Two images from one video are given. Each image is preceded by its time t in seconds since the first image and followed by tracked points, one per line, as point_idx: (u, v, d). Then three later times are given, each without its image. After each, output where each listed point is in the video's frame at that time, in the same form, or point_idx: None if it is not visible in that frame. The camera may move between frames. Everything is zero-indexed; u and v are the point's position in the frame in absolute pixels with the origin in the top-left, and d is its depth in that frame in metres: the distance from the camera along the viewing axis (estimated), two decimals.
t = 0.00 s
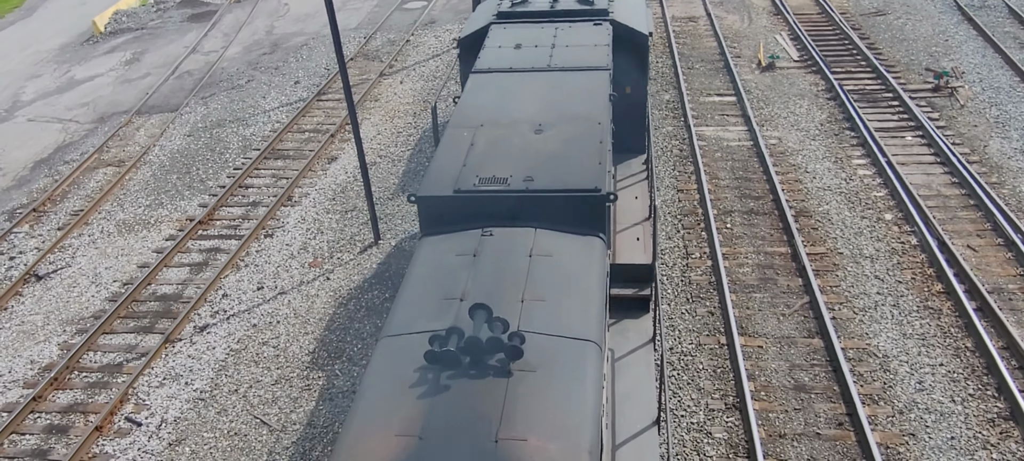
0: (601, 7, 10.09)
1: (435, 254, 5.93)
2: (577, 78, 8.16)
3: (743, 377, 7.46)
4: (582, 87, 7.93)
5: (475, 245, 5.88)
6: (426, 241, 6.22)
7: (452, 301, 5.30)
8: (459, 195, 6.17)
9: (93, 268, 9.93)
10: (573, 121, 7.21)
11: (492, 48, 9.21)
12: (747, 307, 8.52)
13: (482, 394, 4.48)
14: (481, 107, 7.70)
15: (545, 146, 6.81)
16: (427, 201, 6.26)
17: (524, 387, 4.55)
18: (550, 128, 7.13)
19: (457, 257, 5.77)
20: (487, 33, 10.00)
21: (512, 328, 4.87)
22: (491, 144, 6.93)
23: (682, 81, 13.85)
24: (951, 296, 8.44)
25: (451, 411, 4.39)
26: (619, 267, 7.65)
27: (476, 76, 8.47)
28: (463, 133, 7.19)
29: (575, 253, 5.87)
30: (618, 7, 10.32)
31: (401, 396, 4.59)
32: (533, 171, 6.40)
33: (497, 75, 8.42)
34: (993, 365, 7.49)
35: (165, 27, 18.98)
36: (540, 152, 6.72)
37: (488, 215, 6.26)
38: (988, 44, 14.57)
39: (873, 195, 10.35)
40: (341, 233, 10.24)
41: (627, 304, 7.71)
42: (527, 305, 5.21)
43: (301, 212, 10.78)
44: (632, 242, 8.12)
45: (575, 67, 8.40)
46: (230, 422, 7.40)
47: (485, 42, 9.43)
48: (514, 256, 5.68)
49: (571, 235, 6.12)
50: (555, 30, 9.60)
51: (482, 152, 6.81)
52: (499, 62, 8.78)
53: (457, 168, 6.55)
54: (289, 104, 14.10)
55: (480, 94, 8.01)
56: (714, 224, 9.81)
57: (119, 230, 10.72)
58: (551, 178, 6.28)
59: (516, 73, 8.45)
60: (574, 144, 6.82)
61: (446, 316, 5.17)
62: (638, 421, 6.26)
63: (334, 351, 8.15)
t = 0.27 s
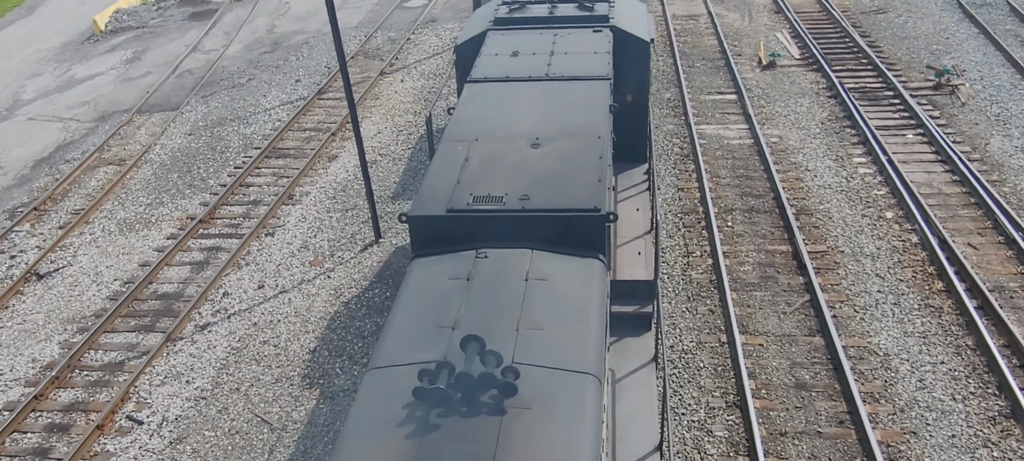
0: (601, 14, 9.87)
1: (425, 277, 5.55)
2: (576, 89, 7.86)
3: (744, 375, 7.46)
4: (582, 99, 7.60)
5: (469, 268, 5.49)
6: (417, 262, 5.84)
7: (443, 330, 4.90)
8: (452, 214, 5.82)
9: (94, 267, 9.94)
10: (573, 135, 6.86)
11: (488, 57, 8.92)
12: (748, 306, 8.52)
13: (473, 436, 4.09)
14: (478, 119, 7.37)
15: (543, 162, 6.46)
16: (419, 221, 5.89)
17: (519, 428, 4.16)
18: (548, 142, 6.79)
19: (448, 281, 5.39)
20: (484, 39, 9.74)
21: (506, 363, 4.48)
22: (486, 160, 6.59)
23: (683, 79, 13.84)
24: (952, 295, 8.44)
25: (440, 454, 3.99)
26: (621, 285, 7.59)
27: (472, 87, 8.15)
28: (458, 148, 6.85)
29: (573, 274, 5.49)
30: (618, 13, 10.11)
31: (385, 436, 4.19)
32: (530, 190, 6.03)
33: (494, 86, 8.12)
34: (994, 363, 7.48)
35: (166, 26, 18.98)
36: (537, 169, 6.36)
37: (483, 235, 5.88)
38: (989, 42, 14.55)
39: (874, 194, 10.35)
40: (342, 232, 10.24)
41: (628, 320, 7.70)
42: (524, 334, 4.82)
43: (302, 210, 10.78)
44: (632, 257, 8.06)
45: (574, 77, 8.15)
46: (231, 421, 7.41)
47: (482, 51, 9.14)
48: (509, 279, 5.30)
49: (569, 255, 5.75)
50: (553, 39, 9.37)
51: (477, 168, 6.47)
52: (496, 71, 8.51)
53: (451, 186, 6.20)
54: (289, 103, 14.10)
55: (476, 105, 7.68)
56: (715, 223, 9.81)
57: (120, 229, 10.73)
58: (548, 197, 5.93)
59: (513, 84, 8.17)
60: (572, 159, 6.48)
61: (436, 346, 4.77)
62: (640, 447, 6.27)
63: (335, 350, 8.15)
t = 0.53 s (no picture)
0: (602, 21, 9.37)
1: (415, 303, 5.17)
2: (575, 100, 7.47)
3: (745, 374, 7.46)
4: (582, 110, 7.23)
5: (462, 294, 5.12)
6: (406, 287, 5.46)
7: (433, 363, 4.53)
8: (445, 238, 5.47)
9: (95, 266, 9.94)
10: (572, 150, 6.50)
11: (485, 67, 8.47)
12: (749, 304, 8.52)
13: None
14: (475, 132, 7.01)
15: (541, 180, 6.09)
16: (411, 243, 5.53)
17: None
18: (546, 158, 6.42)
19: (440, 308, 5.02)
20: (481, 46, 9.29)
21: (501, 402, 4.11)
22: (481, 177, 6.23)
23: (684, 77, 13.84)
24: (953, 293, 8.43)
25: None
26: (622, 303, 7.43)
27: (468, 97, 7.77)
28: (452, 164, 6.49)
29: (571, 300, 5.12)
30: (619, 20, 9.61)
31: None
32: (528, 211, 5.67)
33: (490, 96, 7.73)
34: (995, 361, 7.48)
35: (166, 25, 18.98)
36: (535, 188, 5.99)
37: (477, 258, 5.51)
38: (990, 40, 14.53)
39: (875, 192, 10.34)
40: (342, 231, 10.24)
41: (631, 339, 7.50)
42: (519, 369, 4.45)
43: (303, 209, 10.79)
44: (633, 273, 7.90)
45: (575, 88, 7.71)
46: (232, 420, 7.42)
47: (478, 60, 8.69)
48: (503, 306, 4.94)
49: (566, 278, 5.37)
50: (553, 47, 8.89)
51: (471, 187, 6.10)
52: (493, 82, 8.07)
53: (444, 206, 5.85)
54: (290, 101, 14.10)
55: (473, 116, 7.32)
56: (716, 221, 9.80)
57: (122, 228, 10.74)
58: (545, 218, 5.57)
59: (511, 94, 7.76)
60: (570, 177, 6.12)
61: (425, 381, 4.40)
62: None
63: (336, 349, 8.15)
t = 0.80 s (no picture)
0: (602, 27, 8.83)
1: (402, 331, 4.69)
2: (575, 111, 7.02)
3: (746, 374, 7.45)
4: (583, 122, 6.80)
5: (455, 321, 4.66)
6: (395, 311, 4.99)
7: (421, 399, 4.08)
8: (436, 262, 5.04)
9: (97, 266, 9.94)
10: (572, 166, 6.07)
11: (481, 75, 7.99)
12: (750, 304, 8.52)
13: None
14: (470, 144, 6.58)
15: (539, 199, 5.67)
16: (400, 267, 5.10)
17: None
18: (544, 175, 5.99)
19: (429, 338, 4.55)
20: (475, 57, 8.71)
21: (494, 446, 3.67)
22: (476, 196, 5.79)
23: (685, 76, 13.84)
24: (955, 293, 8.42)
25: None
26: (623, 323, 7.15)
27: (462, 108, 7.33)
28: (445, 182, 6.05)
29: (571, 329, 4.65)
30: (620, 26, 9.06)
31: None
32: (524, 233, 5.26)
33: (487, 107, 7.28)
34: (996, 361, 7.48)
35: (167, 25, 18.99)
36: (532, 207, 5.57)
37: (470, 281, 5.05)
38: (991, 39, 14.52)
39: (876, 192, 10.34)
40: (343, 230, 10.24)
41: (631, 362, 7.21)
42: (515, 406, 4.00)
43: (304, 209, 10.79)
44: (635, 292, 7.63)
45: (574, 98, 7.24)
46: (233, 420, 7.42)
47: (474, 67, 8.21)
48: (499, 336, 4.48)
49: (566, 305, 4.91)
50: (551, 55, 8.37)
51: (464, 207, 5.67)
52: (488, 92, 7.59)
53: (436, 228, 5.42)
54: (291, 101, 14.11)
55: (469, 127, 6.89)
56: (717, 221, 9.79)
57: (123, 228, 10.74)
58: (543, 242, 5.15)
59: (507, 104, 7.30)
60: (570, 196, 5.69)
61: (412, 419, 3.96)
62: None
63: (337, 349, 8.15)
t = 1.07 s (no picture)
0: (602, 35, 8.60)
1: (392, 364, 4.50)
2: (573, 126, 6.75)
3: (748, 372, 7.45)
4: (582, 138, 6.50)
5: (448, 353, 4.46)
6: (387, 340, 4.80)
7: (410, 442, 3.92)
8: (427, 288, 4.78)
9: (98, 265, 9.95)
10: (570, 186, 5.77)
11: (477, 86, 7.72)
12: (751, 303, 8.52)
13: None
14: (464, 161, 6.30)
15: (534, 221, 5.37)
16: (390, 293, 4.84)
17: None
18: (541, 194, 5.71)
19: (421, 372, 4.37)
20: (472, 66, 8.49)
21: None
22: (470, 217, 5.51)
23: (686, 76, 13.83)
24: (956, 292, 8.42)
25: None
26: (624, 342, 6.95)
27: (457, 121, 7.06)
28: (438, 200, 5.77)
29: (567, 362, 4.44)
30: (621, 34, 8.83)
31: None
32: (519, 258, 4.98)
33: (483, 120, 7.01)
34: (997, 360, 7.47)
35: (168, 24, 18.98)
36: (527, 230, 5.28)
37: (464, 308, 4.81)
38: (992, 38, 14.51)
39: (877, 190, 10.33)
40: (344, 230, 10.24)
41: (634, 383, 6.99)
42: (507, 451, 3.83)
43: (305, 208, 10.79)
44: (636, 309, 7.43)
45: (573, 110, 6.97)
46: (234, 419, 7.42)
47: (470, 78, 7.95)
48: (491, 370, 4.29)
49: (562, 334, 4.67)
50: (549, 64, 8.13)
51: (457, 229, 5.39)
52: (485, 104, 7.28)
53: (427, 251, 5.14)
54: (292, 100, 14.11)
55: (463, 142, 6.61)
56: (718, 220, 9.79)
57: (123, 228, 10.75)
58: (538, 267, 4.87)
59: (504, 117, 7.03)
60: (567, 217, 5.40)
61: None
62: None
63: (338, 348, 8.16)
